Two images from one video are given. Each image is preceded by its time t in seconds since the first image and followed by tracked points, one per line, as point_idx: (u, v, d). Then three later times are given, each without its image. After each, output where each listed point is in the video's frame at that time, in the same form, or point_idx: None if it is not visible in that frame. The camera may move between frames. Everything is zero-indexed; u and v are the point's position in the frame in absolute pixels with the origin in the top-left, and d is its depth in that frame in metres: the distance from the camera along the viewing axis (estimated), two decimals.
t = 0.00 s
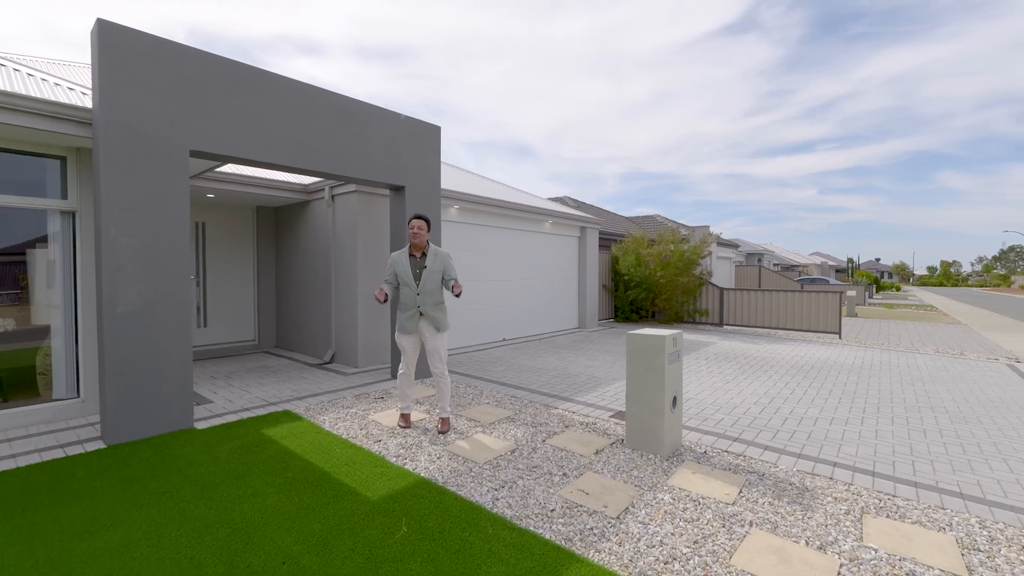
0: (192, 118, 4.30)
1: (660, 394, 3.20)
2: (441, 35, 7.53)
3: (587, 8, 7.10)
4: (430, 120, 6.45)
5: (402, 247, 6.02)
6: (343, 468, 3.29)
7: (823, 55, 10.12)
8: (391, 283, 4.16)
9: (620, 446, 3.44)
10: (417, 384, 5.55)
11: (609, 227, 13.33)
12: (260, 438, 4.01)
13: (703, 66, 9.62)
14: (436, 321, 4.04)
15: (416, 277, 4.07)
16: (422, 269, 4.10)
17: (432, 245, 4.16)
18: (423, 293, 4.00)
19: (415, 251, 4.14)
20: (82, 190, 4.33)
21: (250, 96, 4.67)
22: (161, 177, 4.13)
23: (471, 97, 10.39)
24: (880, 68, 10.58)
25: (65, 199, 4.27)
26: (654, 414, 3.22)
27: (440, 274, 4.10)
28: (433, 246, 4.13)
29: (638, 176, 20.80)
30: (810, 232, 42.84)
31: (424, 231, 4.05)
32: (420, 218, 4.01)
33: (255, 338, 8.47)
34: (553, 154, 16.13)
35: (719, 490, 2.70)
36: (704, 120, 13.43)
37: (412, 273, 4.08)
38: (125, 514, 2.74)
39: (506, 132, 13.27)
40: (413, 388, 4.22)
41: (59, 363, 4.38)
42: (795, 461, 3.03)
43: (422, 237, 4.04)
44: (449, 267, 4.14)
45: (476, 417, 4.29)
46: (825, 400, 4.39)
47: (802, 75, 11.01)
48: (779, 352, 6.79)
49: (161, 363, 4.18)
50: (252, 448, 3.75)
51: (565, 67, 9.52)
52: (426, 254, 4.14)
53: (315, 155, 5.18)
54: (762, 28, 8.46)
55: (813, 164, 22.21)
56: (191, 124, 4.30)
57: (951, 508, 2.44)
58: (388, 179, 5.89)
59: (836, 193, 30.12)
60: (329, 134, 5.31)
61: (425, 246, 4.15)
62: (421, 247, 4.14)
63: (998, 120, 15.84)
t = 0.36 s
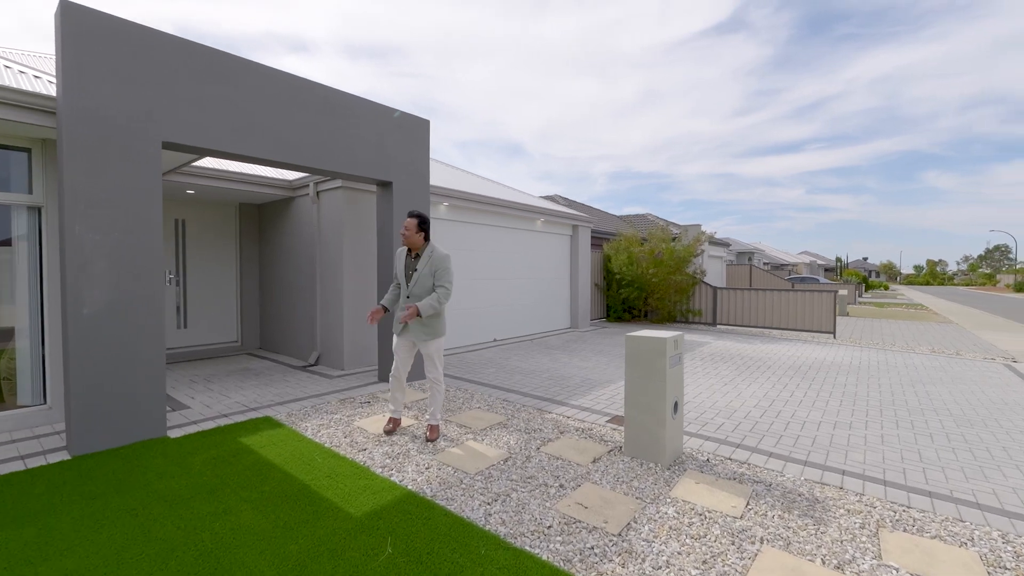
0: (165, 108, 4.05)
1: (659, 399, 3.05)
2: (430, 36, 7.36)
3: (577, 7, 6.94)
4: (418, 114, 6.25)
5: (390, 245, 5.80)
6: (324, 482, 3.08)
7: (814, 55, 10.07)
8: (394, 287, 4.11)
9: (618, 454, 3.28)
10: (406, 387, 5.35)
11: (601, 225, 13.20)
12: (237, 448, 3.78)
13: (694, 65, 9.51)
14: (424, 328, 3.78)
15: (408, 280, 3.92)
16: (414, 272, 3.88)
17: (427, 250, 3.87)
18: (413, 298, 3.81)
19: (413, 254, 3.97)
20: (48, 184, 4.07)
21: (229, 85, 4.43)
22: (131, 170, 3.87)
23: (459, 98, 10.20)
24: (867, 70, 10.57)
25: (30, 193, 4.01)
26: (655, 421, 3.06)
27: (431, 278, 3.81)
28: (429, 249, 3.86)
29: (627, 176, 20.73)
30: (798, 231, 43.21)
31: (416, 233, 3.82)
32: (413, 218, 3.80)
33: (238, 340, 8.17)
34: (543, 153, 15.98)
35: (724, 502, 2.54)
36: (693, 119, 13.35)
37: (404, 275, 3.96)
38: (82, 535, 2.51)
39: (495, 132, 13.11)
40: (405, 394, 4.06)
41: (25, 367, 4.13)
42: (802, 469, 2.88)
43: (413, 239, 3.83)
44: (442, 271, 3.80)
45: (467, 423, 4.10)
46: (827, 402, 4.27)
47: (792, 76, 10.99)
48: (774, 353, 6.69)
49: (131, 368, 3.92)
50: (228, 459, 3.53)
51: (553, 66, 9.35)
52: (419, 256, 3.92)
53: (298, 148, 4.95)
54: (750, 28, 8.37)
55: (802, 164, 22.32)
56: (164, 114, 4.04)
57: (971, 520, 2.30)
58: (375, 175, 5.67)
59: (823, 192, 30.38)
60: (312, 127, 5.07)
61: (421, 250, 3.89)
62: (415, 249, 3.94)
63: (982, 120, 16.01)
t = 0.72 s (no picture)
0: (139, 97, 3.81)
1: (664, 406, 2.88)
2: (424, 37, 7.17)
3: (570, 6, 6.77)
4: (410, 108, 6.04)
5: (380, 243, 5.59)
6: (307, 499, 2.87)
7: (812, 55, 9.97)
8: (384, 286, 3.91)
9: (620, 465, 3.12)
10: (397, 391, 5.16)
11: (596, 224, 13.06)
12: (216, 460, 3.57)
13: (692, 64, 9.37)
14: (403, 325, 3.57)
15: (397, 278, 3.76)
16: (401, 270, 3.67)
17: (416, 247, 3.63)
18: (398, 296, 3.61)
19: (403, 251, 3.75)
20: (15, 178, 3.86)
21: (208, 76, 4.20)
22: (102, 164, 3.63)
23: (452, 96, 10.00)
24: (859, 70, 10.49)
25: None
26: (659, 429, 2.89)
27: (412, 273, 3.57)
28: (421, 247, 3.61)
29: (620, 175, 20.60)
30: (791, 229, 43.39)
31: (405, 229, 3.61)
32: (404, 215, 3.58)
33: (225, 341, 7.92)
34: (537, 151, 15.82)
35: (735, 518, 2.38)
36: (685, 118, 13.23)
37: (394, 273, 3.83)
38: (40, 561, 2.30)
39: (490, 130, 12.94)
40: (397, 400, 3.87)
41: None
42: (817, 480, 2.71)
43: (403, 236, 3.63)
44: (423, 265, 3.52)
45: (461, 431, 3.93)
46: (834, 406, 4.11)
47: (788, 75, 10.89)
48: (775, 355, 6.56)
49: (104, 374, 3.69)
50: (205, 475, 3.31)
51: (546, 65, 9.17)
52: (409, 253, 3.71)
53: (283, 142, 4.72)
54: (742, 27, 8.23)
55: (795, 163, 22.31)
56: (138, 103, 3.81)
57: (1002, 538, 2.13)
58: (365, 170, 5.46)
59: (816, 191, 30.48)
60: (298, 119, 4.85)
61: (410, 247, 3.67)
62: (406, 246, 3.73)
63: (975, 120, 16.03)
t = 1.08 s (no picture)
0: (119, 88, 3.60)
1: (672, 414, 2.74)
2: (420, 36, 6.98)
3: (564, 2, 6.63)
4: (404, 102, 5.85)
5: (373, 242, 5.40)
6: (294, 515, 2.71)
7: (813, 53, 9.86)
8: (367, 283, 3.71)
9: (625, 476, 2.98)
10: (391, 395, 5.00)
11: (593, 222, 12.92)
12: (200, 471, 3.40)
13: (693, 62, 9.24)
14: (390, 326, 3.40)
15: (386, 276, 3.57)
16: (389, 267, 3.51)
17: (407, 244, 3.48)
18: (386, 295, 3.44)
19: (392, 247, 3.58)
20: None
21: (193, 67, 4.00)
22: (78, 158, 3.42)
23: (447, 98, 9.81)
24: (855, 69, 10.39)
25: None
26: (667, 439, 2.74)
27: (400, 271, 3.40)
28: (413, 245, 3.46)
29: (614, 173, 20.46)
30: (785, 228, 43.51)
31: (400, 225, 3.45)
32: (397, 210, 3.43)
33: (214, 342, 7.70)
34: (531, 149, 15.65)
35: (749, 536, 2.24)
36: (680, 116, 13.10)
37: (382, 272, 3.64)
38: None
39: (486, 128, 12.77)
40: (390, 406, 3.71)
41: None
42: (834, 494, 2.56)
43: (397, 233, 3.46)
44: (412, 264, 3.37)
45: (457, 438, 3.78)
46: (842, 411, 3.98)
47: (788, 74, 10.78)
48: (777, 356, 6.45)
49: (81, 381, 3.50)
50: (188, 488, 3.14)
51: (539, 63, 9.01)
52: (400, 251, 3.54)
53: (272, 136, 4.52)
54: (737, 25, 8.11)
55: (790, 161, 22.29)
56: (117, 94, 3.60)
57: None
58: (357, 167, 5.27)
59: (810, 189, 30.50)
60: (288, 114, 4.65)
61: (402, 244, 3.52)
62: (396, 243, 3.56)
63: (970, 118, 16.03)
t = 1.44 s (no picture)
0: (97, 74, 3.35)
1: (687, 425, 2.57)
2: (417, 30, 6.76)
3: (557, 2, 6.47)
4: (398, 94, 5.63)
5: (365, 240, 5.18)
6: (281, 535, 2.50)
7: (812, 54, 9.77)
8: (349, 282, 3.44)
9: (636, 491, 2.81)
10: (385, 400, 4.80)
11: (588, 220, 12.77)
12: (182, 484, 3.18)
13: (692, 60, 9.11)
14: (386, 328, 3.18)
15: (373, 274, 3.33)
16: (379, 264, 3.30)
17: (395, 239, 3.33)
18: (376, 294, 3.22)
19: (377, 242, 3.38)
20: None
21: (177, 53, 3.75)
22: (52, 150, 3.19)
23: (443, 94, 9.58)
24: (848, 69, 10.29)
25: None
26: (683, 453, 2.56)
27: (394, 268, 3.22)
28: (399, 239, 3.33)
29: (606, 172, 20.32)
30: (776, 227, 43.70)
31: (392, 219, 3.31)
32: (385, 204, 3.26)
33: (201, 343, 7.41)
34: (523, 148, 15.45)
35: (774, 557, 2.07)
36: (674, 115, 12.98)
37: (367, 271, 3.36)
38: None
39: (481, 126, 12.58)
40: (382, 412, 3.50)
41: None
42: (862, 509, 2.40)
43: (388, 227, 3.28)
44: (406, 259, 3.21)
45: (456, 447, 3.59)
46: (857, 416, 3.83)
47: (785, 74, 10.71)
48: (780, 357, 6.31)
49: (56, 388, 3.26)
50: (168, 504, 2.92)
51: (528, 61, 8.81)
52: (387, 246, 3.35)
53: (260, 128, 4.28)
54: (729, 23, 7.98)
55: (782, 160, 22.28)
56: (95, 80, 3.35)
57: None
58: (350, 162, 5.04)
59: (802, 188, 30.59)
60: (277, 105, 4.41)
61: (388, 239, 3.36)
62: (382, 239, 3.35)
63: (961, 117, 16.06)
